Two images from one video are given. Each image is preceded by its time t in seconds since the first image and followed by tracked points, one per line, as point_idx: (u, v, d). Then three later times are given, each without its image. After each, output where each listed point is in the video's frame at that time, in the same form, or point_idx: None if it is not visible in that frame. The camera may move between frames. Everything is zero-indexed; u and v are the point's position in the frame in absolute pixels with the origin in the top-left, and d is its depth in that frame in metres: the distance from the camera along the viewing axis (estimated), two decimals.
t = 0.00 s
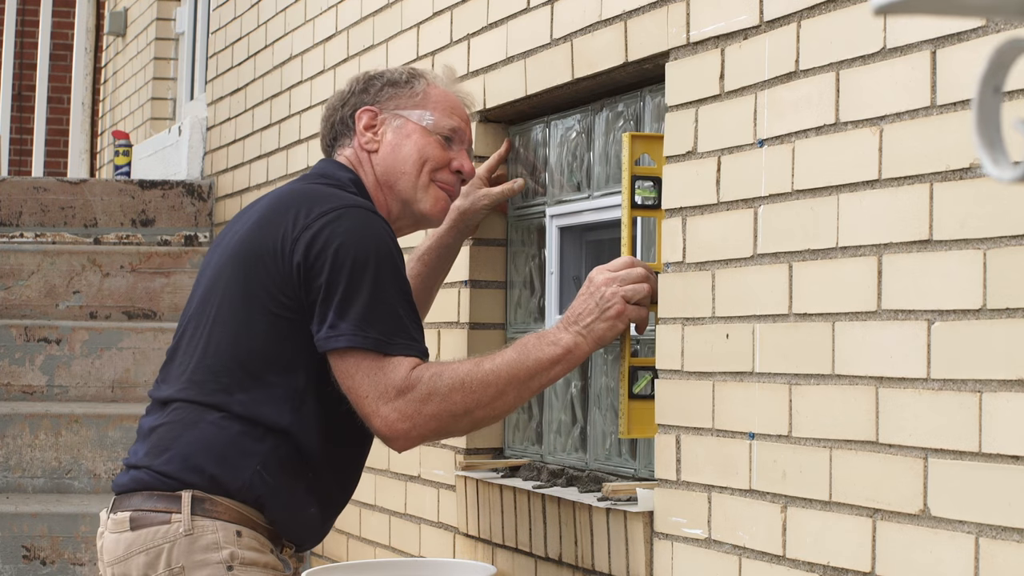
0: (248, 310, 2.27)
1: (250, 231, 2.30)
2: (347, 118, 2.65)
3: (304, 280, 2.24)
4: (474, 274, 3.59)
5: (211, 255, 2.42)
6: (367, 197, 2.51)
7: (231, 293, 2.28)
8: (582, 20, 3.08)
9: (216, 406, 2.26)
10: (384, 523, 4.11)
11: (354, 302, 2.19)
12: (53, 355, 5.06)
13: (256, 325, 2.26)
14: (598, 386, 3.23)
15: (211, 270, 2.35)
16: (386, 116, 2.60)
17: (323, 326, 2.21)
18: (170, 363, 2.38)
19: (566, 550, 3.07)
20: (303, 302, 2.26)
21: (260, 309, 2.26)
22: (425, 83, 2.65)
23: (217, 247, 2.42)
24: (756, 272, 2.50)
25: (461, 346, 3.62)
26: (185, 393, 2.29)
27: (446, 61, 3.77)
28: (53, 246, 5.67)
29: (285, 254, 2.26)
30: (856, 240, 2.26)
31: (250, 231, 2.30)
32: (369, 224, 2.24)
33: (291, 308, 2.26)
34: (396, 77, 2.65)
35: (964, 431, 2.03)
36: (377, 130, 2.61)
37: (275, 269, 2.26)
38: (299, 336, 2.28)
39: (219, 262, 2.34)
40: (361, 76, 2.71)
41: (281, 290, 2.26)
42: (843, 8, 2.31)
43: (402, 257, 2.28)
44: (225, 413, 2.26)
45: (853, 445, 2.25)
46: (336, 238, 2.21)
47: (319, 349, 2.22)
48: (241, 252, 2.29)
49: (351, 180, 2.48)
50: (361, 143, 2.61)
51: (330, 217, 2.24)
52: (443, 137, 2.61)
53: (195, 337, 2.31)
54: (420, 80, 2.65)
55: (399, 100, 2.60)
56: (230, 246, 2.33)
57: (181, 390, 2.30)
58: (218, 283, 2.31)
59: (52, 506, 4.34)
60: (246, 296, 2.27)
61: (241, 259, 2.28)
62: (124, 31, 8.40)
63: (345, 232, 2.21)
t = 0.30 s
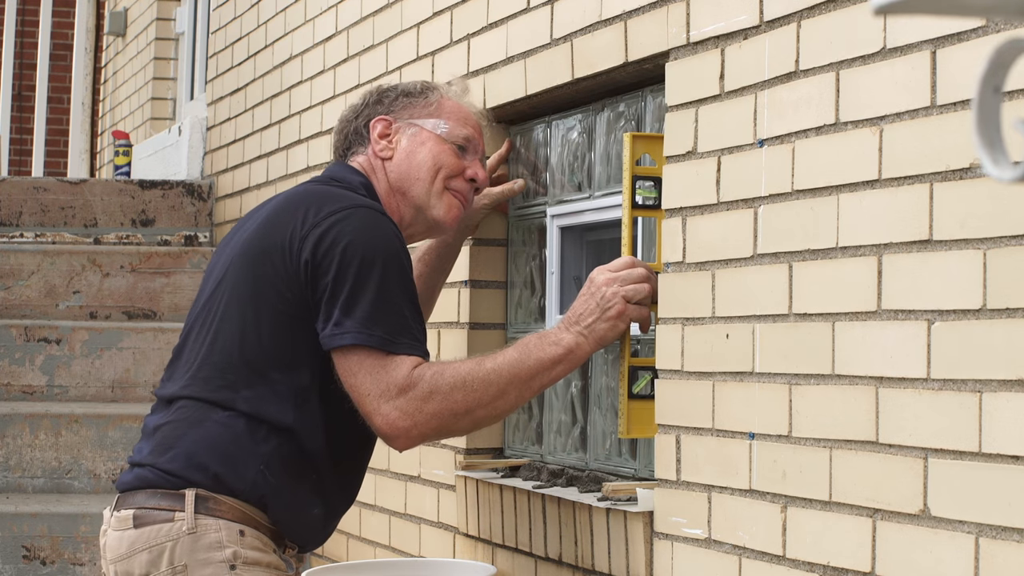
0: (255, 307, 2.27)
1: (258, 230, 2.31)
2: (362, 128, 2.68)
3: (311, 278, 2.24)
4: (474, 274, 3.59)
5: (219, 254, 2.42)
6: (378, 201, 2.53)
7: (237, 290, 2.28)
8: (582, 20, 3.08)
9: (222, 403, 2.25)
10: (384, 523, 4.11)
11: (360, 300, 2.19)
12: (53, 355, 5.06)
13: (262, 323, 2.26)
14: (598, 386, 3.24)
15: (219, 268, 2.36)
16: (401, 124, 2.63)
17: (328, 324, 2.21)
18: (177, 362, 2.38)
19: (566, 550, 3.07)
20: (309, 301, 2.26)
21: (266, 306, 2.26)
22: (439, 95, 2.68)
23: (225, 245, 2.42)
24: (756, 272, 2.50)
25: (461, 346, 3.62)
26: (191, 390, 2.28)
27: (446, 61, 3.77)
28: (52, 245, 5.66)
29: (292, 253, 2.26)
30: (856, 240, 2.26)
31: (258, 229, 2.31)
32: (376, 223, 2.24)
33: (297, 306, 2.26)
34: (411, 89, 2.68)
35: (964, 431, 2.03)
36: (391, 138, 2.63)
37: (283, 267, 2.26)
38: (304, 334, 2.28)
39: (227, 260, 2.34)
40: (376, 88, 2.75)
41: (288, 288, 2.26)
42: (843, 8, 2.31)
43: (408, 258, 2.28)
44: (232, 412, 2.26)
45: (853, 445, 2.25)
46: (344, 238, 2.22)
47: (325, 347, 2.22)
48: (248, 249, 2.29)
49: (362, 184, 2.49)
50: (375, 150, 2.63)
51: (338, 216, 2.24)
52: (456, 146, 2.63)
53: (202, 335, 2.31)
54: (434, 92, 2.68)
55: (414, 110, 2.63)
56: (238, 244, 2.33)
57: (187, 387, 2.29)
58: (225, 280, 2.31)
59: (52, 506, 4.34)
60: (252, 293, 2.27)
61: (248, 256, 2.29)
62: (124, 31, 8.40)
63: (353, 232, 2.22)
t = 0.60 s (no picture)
0: (259, 306, 2.27)
1: (264, 229, 2.31)
2: (371, 132, 2.68)
3: (316, 278, 2.24)
4: (474, 274, 3.59)
5: (225, 253, 2.42)
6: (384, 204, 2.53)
7: (242, 289, 2.28)
8: (582, 20, 3.08)
9: (225, 403, 2.25)
10: (384, 523, 4.10)
11: (365, 301, 2.19)
12: (53, 355, 5.06)
13: (267, 323, 2.27)
14: (598, 387, 3.23)
15: (225, 267, 2.36)
16: (408, 129, 2.63)
17: (332, 324, 2.21)
18: (181, 360, 2.38)
19: (566, 550, 3.07)
20: (313, 301, 2.26)
21: (271, 306, 2.26)
22: (448, 101, 2.68)
23: (231, 245, 2.42)
24: (756, 272, 2.50)
25: (461, 346, 3.62)
26: (195, 389, 2.28)
27: (446, 61, 3.77)
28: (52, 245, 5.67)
29: (298, 253, 2.26)
30: (856, 240, 2.26)
31: (264, 229, 2.31)
32: (382, 225, 2.24)
33: (303, 306, 2.26)
34: (419, 93, 2.69)
35: (964, 431, 2.03)
36: (399, 143, 2.63)
37: (288, 267, 2.26)
38: (308, 334, 2.28)
39: (232, 259, 2.34)
40: (384, 92, 2.75)
41: (293, 288, 2.26)
42: (843, 8, 2.31)
43: (414, 259, 2.28)
44: (235, 412, 2.25)
45: (853, 445, 2.25)
46: (350, 239, 2.22)
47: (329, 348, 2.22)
48: (254, 249, 2.29)
49: (368, 187, 2.49)
50: (383, 155, 2.63)
51: (344, 217, 2.24)
52: (464, 152, 2.63)
53: (206, 334, 2.31)
54: (443, 97, 2.68)
55: (422, 115, 2.64)
56: (244, 244, 2.33)
57: (191, 386, 2.29)
58: (231, 279, 2.31)
59: (52, 506, 4.34)
60: (257, 292, 2.27)
61: (254, 256, 2.29)
62: (124, 31, 8.40)
63: (359, 233, 2.22)
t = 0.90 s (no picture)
0: (263, 306, 2.27)
1: (269, 229, 2.31)
2: (376, 135, 2.68)
3: (320, 278, 2.24)
4: (474, 274, 3.60)
5: (228, 253, 2.43)
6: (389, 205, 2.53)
7: (246, 289, 2.28)
8: (583, 20, 3.09)
9: (228, 402, 2.25)
10: (384, 523, 4.10)
11: (369, 301, 2.19)
12: (53, 355, 5.06)
13: (271, 323, 2.27)
14: (598, 387, 3.24)
15: (229, 267, 2.36)
16: (414, 132, 2.63)
17: (336, 324, 2.21)
18: (184, 360, 2.38)
19: (566, 550, 3.07)
20: (318, 301, 2.26)
21: (274, 306, 2.26)
22: (453, 104, 2.68)
23: (234, 245, 2.42)
24: (756, 272, 2.50)
25: (461, 345, 3.62)
26: (198, 389, 2.28)
27: (446, 61, 3.77)
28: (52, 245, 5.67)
29: (303, 253, 2.26)
30: (856, 241, 2.26)
31: (268, 229, 2.31)
32: (387, 225, 2.25)
33: (307, 306, 2.26)
34: (425, 97, 2.69)
35: (964, 431, 2.03)
36: (405, 146, 2.63)
37: (292, 267, 2.26)
38: (312, 334, 2.28)
39: (236, 259, 2.34)
40: (391, 95, 2.75)
41: (297, 288, 2.26)
42: (843, 8, 2.31)
43: (418, 260, 2.29)
44: (239, 411, 2.26)
45: (853, 445, 2.25)
46: (355, 239, 2.22)
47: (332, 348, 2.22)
48: (258, 249, 2.29)
49: (373, 188, 2.49)
50: (389, 158, 2.63)
51: (349, 217, 2.24)
52: (469, 155, 2.63)
53: (210, 333, 2.31)
54: (449, 101, 2.69)
55: (428, 118, 2.64)
56: (248, 244, 2.34)
57: (194, 386, 2.29)
58: (234, 279, 2.31)
59: (52, 506, 4.34)
60: (261, 292, 2.27)
61: (258, 256, 2.29)
62: (124, 31, 8.40)
63: (364, 233, 2.22)
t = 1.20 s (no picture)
0: (266, 306, 2.27)
1: (272, 230, 2.31)
2: (381, 136, 2.69)
3: (323, 279, 2.24)
4: (474, 274, 3.60)
5: (231, 254, 2.43)
6: (392, 206, 2.53)
7: (249, 289, 2.28)
8: (583, 20, 3.09)
9: (231, 402, 2.25)
10: (384, 523, 4.10)
11: (371, 301, 2.19)
12: (53, 355, 5.06)
13: (273, 323, 2.27)
14: (598, 386, 3.24)
15: (231, 267, 2.36)
16: (418, 133, 2.64)
17: (338, 325, 2.21)
18: (187, 359, 2.38)
19: (566, 550, 3.07)
20: (320, 301, 2.26)
21: (277, 306, 2.26)
22: (458, 106, 2.68)
23: (237, 245, 2.42)
24: (756, 272, 2.50)
25: (461, 345, 3.63)
26: (201, 388, 2.28)
27: (446, 61, 3.77)
28: (52, 245, 5.67)
29: (306, 253, 2.26)
30: (856, 240, 2.26)
31: (271, 229, 2.31)
32: (390, 225, 2.25)
33: (309, 306, 2.26)
34: (430, 99, 2.69)
35: (964, 431, 2.03)
36: (410, 146, 2.63)
37: (295, 268, 2.26)
38: (314, 334, 2.28)
39: (239, 260, 2.34)
40: (395, 96, 2.76)
41: (300, 289, 2.26)
42: (843, 8, 2.31)
43: (421, 260, 2.29)
44: (241, 410, 2.25)
45: (853, 445, 2.25)
46: (358, 239, 2.22)
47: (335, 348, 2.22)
48: (261, 249, 2.29)
49: (377, 189, 2.49)
50: (393, 159, 2.64)
51: (352, 218, 2.24)
52: (473, 157, 2.63)
53: (213, 332, 2.31)
54: (453, 103, 2.69)
55: (432, 120, 2.64)
56: (251, 244, 2.34)
57: (197, 386, 2.29)
58: (237, 279, 2.31)
59: (52, 506, 4.34)
60: (264, 293, 2.27)
61: (261, 256, 2.29)
62: (124, 31, 8.40)
63: (367, 234, 2.22)
